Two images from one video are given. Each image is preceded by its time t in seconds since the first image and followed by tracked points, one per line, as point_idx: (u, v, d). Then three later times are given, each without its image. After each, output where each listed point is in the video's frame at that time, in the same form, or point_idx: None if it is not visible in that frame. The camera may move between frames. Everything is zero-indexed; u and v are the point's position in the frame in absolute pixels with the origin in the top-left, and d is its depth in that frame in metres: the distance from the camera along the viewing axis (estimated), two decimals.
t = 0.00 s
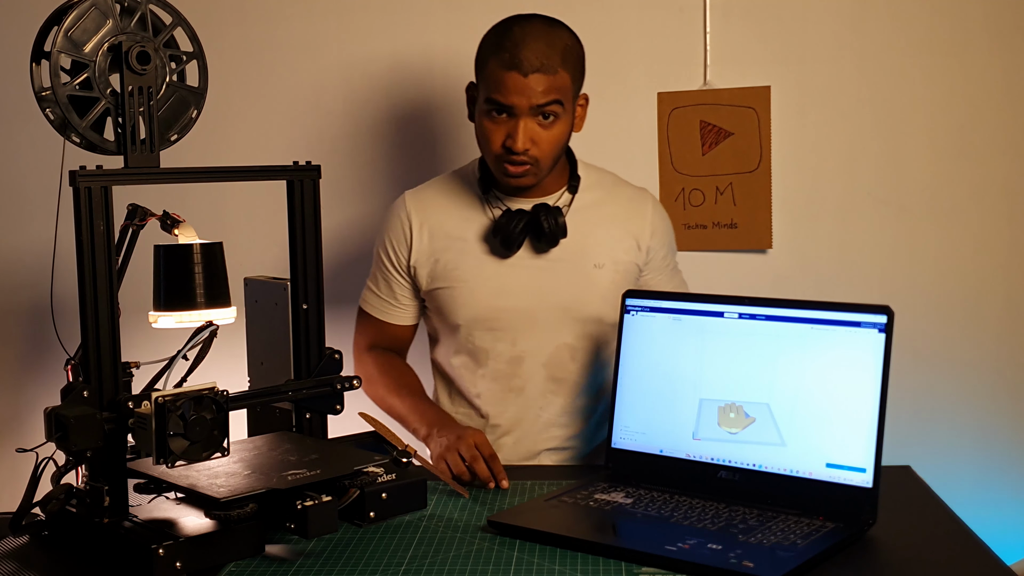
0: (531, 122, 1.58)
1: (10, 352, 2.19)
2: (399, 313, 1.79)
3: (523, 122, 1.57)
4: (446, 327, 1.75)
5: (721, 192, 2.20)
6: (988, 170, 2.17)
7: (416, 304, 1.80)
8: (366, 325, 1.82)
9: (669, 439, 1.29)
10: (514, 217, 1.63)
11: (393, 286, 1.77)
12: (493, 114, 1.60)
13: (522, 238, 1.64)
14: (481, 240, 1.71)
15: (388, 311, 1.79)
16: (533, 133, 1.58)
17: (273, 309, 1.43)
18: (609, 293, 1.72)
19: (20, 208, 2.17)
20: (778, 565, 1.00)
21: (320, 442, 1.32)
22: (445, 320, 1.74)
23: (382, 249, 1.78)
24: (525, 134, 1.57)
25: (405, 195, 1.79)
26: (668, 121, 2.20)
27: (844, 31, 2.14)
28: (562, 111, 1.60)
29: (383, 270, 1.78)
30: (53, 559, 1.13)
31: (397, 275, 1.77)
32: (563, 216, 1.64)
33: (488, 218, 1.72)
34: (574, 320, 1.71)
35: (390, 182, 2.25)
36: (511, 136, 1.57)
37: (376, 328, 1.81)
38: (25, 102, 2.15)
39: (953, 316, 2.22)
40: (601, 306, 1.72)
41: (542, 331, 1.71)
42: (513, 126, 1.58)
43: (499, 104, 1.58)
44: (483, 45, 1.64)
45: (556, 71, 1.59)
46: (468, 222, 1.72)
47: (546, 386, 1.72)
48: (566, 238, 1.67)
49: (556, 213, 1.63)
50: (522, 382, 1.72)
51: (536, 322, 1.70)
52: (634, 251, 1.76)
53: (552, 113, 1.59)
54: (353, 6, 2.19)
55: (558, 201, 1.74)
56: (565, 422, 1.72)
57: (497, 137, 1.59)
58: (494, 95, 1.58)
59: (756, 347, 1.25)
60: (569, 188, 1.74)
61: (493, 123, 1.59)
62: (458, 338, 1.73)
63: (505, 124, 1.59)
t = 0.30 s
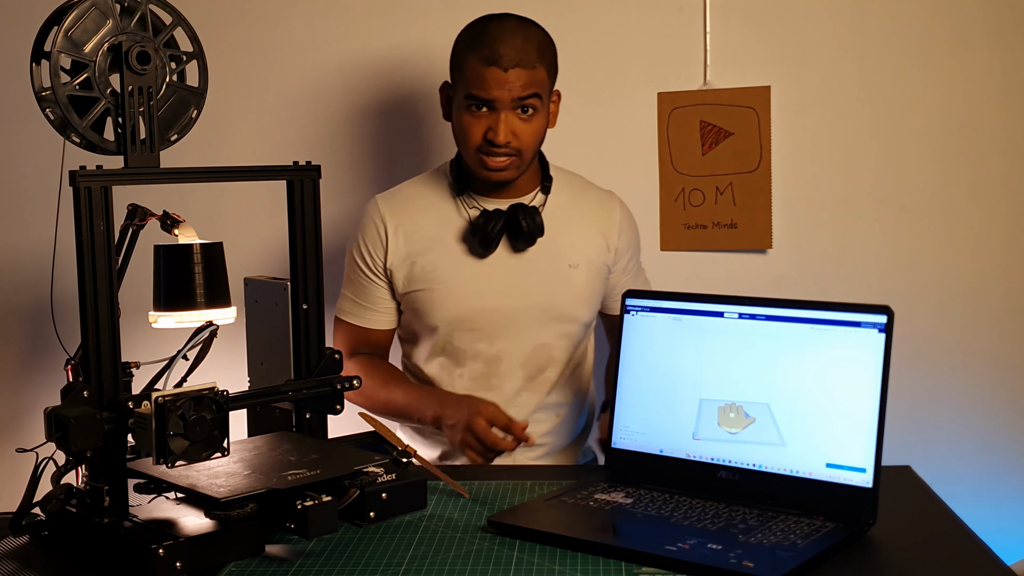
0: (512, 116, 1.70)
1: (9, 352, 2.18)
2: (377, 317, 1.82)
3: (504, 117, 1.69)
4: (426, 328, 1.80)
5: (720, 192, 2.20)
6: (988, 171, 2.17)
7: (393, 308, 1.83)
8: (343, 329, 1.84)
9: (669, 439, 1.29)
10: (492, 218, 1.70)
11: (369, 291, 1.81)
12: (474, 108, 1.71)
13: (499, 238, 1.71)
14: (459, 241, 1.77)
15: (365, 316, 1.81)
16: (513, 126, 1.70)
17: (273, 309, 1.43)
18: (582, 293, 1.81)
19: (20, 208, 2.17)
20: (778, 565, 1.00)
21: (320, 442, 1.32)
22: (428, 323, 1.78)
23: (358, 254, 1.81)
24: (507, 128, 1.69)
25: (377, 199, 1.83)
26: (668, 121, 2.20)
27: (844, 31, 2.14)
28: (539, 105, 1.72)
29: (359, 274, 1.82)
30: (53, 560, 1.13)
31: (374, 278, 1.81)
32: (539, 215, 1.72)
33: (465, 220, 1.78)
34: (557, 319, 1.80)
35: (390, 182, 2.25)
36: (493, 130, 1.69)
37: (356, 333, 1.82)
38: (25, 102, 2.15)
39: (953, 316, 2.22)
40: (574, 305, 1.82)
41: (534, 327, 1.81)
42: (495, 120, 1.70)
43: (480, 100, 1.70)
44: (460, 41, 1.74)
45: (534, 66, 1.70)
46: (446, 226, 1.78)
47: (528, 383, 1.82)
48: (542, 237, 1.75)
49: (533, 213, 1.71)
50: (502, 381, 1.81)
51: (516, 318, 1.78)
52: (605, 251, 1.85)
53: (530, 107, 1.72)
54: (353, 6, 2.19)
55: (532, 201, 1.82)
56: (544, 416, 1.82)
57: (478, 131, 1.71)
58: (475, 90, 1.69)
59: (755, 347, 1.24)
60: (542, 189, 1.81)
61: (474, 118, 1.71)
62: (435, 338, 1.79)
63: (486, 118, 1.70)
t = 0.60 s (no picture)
0: (494, 120, 1.70)
1: (9, 352, 2.18)
2: (367, 315, 1.80)
3: (486, 121, 1.69)
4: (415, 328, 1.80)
5: (721, 192, 2.20)
6: (988, 171, 2.17)
7: (382, 305, 1.82)
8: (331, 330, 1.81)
9: (669, 439, 1.29)
10: (474, 219, 1.71)
11: (359, 288, 1.80)
12: (455, 112, 1.71)
13: (481, 240, 1.71)
14: (441, 241, 1.78)
15: (355, 314, 1.80)
16: (495, 129, 1.69)
17: (273, 308, 1.43)
18: (562, 295, 1.81)
19: (20, 208, 2.17)
20: (778, 565, 1.00)
21: (320, 442, 1.32)
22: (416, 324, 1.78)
23: (344, 253, 1.81)
24: (489, 131, 1.69)
25: (361, 200, 1.84)
26: (668, 121, 2.20)
27: (844, 31, 2.14)
28: (521, 109, 1.72)
29: (346, 272, 1.81)
30: (53, 560, 1.13)
31: (362, 276, 1.80)
32: (520, 218, 1.72)
33: (446, 221, 1.79)
34: (554, 320, 1.82)
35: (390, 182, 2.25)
36: (474, 133, 1.69)
37: (347, 333, 1.80)
38: (24, 102, 2.15)
39: (953, 316, 2.22)
40: (560, 308, 1.82)
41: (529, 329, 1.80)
42: (476, 124, 1.69)
43: (462, 103, 1.69)
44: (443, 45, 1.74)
45: (516, 70, 1.70)
46: (428, 226, 1.79)
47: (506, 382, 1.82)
48: (523, 239, 1.75)
49: (514, 216, 1.71)
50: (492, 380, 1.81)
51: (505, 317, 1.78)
52: (585, 255, 1.85)
53: (512, 111, 1.71)
54: (353, 6, 2.19)
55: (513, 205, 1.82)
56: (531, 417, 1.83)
57: (460, 134, 1.70)
58: (457, 94, 1.69)
59: (755, 347, 1.24)
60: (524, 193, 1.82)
61: (456, 121, 1.70)
62: (416, 339, 1.79)
63: (467, 121, 1.70)
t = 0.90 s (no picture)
0: (489, 119, 1.70)
1: (9, 352, 2.18)
2: (360, 318, 1.82)
3: (481, 120, 1.69)
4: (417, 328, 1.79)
5: (721, 192, 2.20)
6: (988, 171, 2.17)
7: (377, 309, 1.84)
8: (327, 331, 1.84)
9: (669, 439, 1.29)
10: (468, 219, 1.70)
11: (353, 291, 1.82)
12: (450, 112, 1.71)
13: (475, 239, 1.71)
14: (435, 240, 1.78)
15: (348, 317, 1.82)
16: (490, 129, 1.70)
17: (273, 308, 1.42)
18: (558, 294, 1.81)
19: (20, 208, 2.17)
20: (778, 565, 1.00)
21: (320, 442, 1.32)
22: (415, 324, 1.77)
23: (340, 255, 1.83)
24: (484, 131, 1.69)
25: (359, 202, 1.85)
26: (668, 121, 2.20)
27: (844, 31, 2.14)
28: (516, 108, 1.72)
29: (341, 275, 1.83)
30: (54, 559, 1.13)
31: (357, 279, 1.82)
32: (515, 217, 1.71)
33: (440, 221, 1.79)
34: (554, 320, 1.82)
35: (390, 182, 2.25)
36: (470, 133, 1.69)
37: (344, 334, 1.82)
38: (24, 102, 2.15)
39: (953, 316, 2.22)
40: (555, 307, 1.81)
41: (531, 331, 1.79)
42: (471, 124, 1.69)
43: (457, 103, 1.69)
44: (437, 44, 1.74)
45: (511, 70, 1.70)
46: (424, 226, 1.79)
47: (503, 383, 1.81)
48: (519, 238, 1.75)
49: (508, 215, 1.70)
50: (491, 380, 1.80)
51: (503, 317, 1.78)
52: (581, 253, 1.85)
53: (507, 110, 1.71)
54: (353, 6, 2.19)
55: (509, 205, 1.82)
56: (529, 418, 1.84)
57: (455, 134, 1.70)
58: (452, 94, 1.69)
59: (755, 347, 1.24)
60: (519, 193, 1.82)
61: (451, 120, 1.70)
62: (412, 339, 1.79)
63: (462, 121, 1.70)
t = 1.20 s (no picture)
0: (491, 115, 1.69)
1: (9, 353, 2.18)
2: (365, 320, 1.83)
3: (483, 116, 1.68)
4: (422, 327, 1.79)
5: (720, 192, 2.20)
6: (988, 171, 2.17)
7: (382, 310, 1.84)
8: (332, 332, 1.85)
9: (669, 439, 1.29)
10: (472, 218, 1.70)
11: (359, 293, 1.82)
12: (452, 108, 1.70)
13: (479, 237, 1.71)
14: (439, 240, 1.78)
15: (354, 319, 1.83)
16: (492, 124, 1.69)
17: (273, 309, 1.42)
18: (563, 294, 1.81)
19: (20, 207, 2.17)
20: (778, 565, 1.00)
21: (320, 442, 1.32)
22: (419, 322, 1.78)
23: (345, 257, 1.83)
24: (486, 126, 1.68)
25: (363, 203, 1.85)
26: (668, 121, 2.20)
27: (844, 31, 2.14)
28: (518, 104, 1.71)
29: (346, 276, 1.83)
30: (54, 559, 1.13)
31: (362, 281, 1.83)
32: (519, 216, 1.71)
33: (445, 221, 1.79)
34: (560, 320, 1.81)
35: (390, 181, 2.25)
36: (472, 129, 1.69)
37: (348, 335, 1.83)
38: (24, 102, 2.15)
39: (953, 315, 2.22)
40: (559, 306, 1.81)
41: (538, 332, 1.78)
42: (473, 120, 1.69)
43: (459, 99, 1.69)
44: (439, 42, 1.74)
45: (513, 65, 1.70)
46: (427, 227, 1.79)
47: (504, 383, 1.81)
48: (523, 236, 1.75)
49: (513, 214, 1.70)
50: (492, 379, 1.80)
51: (503, 317, 1.78)
52: (586, 251, 1.85)
53: (510, 106, 1.71)
54: (353, 6, 2.19)
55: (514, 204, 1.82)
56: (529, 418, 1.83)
57: (457, 130, 1.70)
58: (454, 91, 1.69)
59: (755, 347, 1.24)
60: (524, 191, 1.81)
61: (453, 117, 1.70)
62: (418, 340, 1.80)
63: (464, 117, 1.70)
